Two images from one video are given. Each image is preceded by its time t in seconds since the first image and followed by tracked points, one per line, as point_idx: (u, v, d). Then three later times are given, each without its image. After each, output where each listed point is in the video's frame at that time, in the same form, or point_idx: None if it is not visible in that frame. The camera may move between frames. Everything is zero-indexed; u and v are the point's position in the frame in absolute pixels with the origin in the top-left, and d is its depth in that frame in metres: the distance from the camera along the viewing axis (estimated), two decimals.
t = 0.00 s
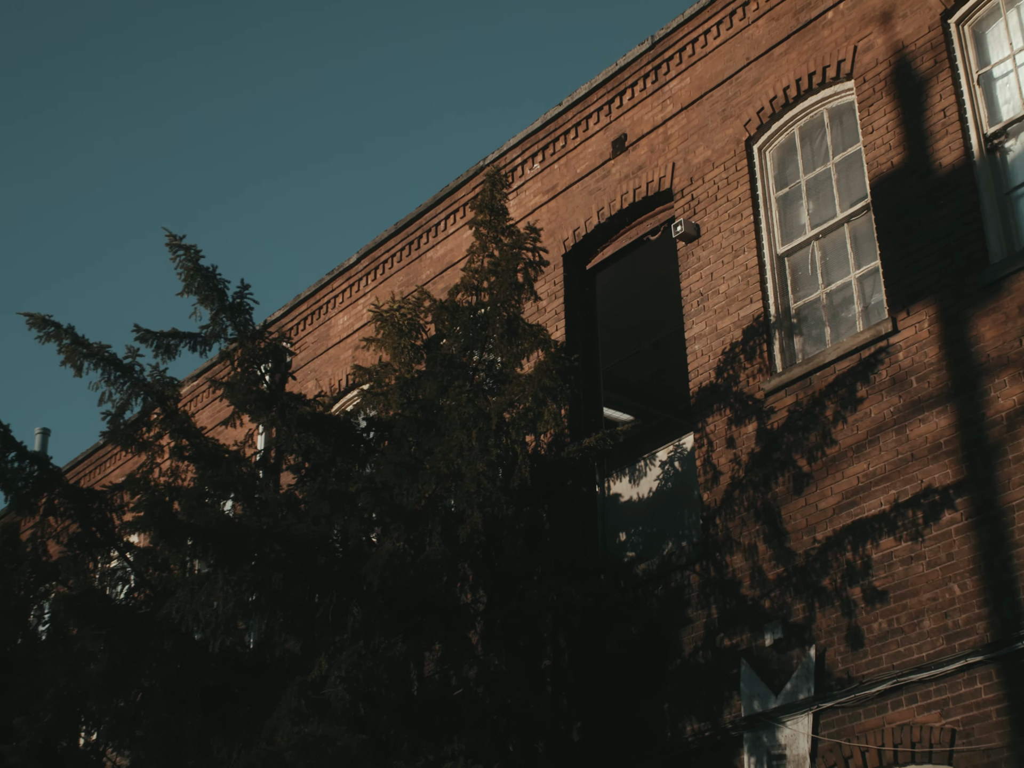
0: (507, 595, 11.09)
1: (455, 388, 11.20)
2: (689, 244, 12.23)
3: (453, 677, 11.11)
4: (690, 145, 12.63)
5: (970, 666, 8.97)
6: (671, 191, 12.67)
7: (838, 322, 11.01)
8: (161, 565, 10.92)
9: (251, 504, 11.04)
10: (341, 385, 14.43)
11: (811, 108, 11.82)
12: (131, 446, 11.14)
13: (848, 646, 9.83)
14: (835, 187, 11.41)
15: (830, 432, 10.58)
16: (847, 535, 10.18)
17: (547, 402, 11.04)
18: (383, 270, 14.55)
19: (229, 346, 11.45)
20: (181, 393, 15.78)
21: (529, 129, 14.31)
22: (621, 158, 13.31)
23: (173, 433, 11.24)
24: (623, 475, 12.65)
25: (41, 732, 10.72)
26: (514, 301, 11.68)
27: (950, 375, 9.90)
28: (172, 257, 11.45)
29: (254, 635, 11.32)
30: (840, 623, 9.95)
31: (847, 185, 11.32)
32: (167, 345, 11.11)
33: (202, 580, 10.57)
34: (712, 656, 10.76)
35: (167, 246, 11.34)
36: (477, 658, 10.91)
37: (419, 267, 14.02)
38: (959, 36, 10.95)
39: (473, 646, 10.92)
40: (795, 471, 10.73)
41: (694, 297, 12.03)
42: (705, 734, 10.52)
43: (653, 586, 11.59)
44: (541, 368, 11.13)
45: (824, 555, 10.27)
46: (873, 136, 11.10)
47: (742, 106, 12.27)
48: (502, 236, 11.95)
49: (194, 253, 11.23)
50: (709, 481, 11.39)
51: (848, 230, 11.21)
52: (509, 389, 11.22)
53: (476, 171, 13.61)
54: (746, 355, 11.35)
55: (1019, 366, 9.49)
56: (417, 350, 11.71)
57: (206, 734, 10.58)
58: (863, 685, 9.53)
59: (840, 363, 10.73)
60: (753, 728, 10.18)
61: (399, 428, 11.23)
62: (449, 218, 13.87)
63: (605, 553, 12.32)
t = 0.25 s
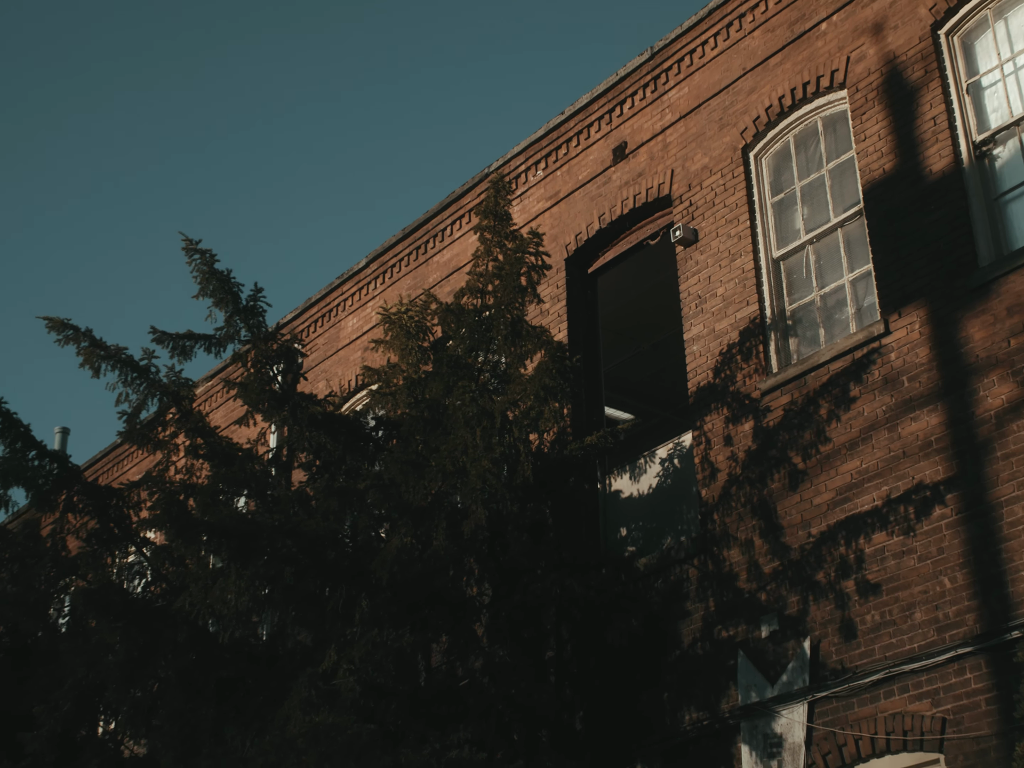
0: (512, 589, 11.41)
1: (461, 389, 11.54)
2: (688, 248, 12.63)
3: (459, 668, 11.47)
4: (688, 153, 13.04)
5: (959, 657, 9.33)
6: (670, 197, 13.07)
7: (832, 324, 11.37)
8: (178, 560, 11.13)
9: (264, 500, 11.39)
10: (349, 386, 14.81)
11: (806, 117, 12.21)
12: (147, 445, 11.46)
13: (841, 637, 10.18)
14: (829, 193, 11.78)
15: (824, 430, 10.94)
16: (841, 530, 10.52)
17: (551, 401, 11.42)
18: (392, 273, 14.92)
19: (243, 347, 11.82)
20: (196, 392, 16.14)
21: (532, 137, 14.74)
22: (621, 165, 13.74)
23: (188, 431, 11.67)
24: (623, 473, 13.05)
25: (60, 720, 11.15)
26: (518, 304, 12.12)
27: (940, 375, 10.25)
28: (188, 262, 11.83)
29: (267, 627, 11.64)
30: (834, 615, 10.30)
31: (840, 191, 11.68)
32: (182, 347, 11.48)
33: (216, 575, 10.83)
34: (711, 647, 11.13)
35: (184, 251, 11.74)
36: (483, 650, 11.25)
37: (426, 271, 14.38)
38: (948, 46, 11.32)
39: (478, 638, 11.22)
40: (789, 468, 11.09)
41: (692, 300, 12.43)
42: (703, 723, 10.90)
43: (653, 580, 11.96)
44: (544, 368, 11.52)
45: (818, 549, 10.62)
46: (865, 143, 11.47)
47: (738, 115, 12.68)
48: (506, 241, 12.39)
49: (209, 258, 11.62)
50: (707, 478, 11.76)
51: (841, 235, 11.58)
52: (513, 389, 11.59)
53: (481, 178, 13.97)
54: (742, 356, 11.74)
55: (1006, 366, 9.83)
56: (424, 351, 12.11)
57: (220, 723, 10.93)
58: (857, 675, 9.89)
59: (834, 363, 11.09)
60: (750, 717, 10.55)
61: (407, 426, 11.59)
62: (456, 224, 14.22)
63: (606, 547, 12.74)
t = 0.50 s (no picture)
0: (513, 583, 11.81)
1: (466, 389, 11.91)
2: (685, 252, 13.03)
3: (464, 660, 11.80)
4: (686, 160, 13.44)
5: (949, 648, 9.65)
6: (668, 202, 13.47)
7: (825, 325, 11.73)
8: (192, 555, 11.38)
9: (275, 497, 11.72)
10: (357, 386, 15.18)
11: (800, 125, 12.62)
12: (162, 444, 11.91)
13: (835, 629, 10.51)
14: (822, 199, 12.14)
15: (817, 428, 11.27)
16: (834, 525, 10.86)
17: (554, 401, 11.80)
18: (399, 276, 15.28)
19: (254, 349, 12.20)
20: (208, 393, 16.53)
21: (535, 145, 15.19)
22: (621, 172, 14.16)
23: (201, 430, 12.04)
24: (622, 469, 13.44)
25: (78, 710, 11.44)
26: (520, 307, 12.51)
27: (930, 375, 10.59)
28: (200, 266, 12.20)
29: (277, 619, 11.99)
30: (827, 608, 10.64)
31: (834, 196, 12.04)
32: (195, 348, 11.84)
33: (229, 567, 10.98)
34: (708, 639, 11.48)
35: (196, 256, 12.10)
36: (488, 642, 11.59)
37: (432, 274, 14.74)
38: (938, 56, 11.69)
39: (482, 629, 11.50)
40: (784, 465, 11.44)
41: (690, 302, 12.81)
42: (701, 712, 11.25)
43: (651, 574, 12.33)
44: (546, 368, 11.91)
45: (812, 544, 10.96)
46: (858, 151, 11.81)
47: (735, 122, 13.07)
48: (509, 246, 12.77)
49: (220, 262, 11.97)
50: (704, 475, 12.13)
51: (834, 239, 11.95)
52: (516, 390, 11.96)
53: (485, 184, 14.32)
54: (738, 356, 12.12)
55: (994, 366, 10.18)
56: (429, 352, 12.48)
57: (232, 712, 11.27)
58: (850, 665, 10.23)
59: (827, 364, 11.43)
60: (746, 706, 10.90)
61: (413, 425, 11.95)
62: (461, 228, 14.57)
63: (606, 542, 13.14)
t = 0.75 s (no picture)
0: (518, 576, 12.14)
1: (472, 389, 12.31)
2: (683, 257, 13.46)
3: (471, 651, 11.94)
4: (684, 166, 13.89)
5: (941, 640, 9.94)
6: (667, 208, 13.90)
7: (820, 327, 12.11)
8: (208, 550, 11.82)
9: (286, 494, 12.05)
10: (365, 387, 15.58)
11: (794, 132, 13.03)
12: (177, 442, 12.25)
13: (829, 621, 10.84)
14: (817, 204, 12.55)
15: (812, 426, 11.63)
16: (828, 520, 11.20)
17: (558, 401, 12.19)
18: (406, 280, 15.65)
19: (265, 350, 12.56)
20: (221, 394, 16.94)
21: (537, 152, 15.68)
22: (621, 178, 14.63)
23: (214, 429, 12.41)
24: (623, 466, 13.86)
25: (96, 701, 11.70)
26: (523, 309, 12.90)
27: (921, 375, 10.91)
28: (212, 271, 12.56)
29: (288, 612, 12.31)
30: (822, 601, 10.97)
31: (827, 202, 12.44)
32: (208, 350, 12.21)
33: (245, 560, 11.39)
34: (707, 631, 11.84)
35: (208, 261, 12.47)
36: (492, 634, 11.75)
37: (438, 278, 15.10)
38: (928, 66, 12.06)
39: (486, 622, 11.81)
40: (780, 462, 11.81)
41: (688, 304, 13.23)
42: (699, 702, 11.60)
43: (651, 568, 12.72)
44: (551, 369, 12.30)
45: (807, 539, 11.30)
46: (851, 157, 12.20)
47: (731, 130, 13.51)
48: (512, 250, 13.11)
49: (231, 267, 12.35)
50: (703, 472, 12.51)
51: (828, 243, 12.34)
52: (521, 390, 12.35)
53: (489, 190, 14.69)
54: (735, 357, 12.51)
55: (984, 366, 10.49)
56: (436, 354, 12.82)
57: (245, 703, 11.57)
58: (844, 657, 10.54)
59: (821, 364, 11.79)
60: (744, 697, 11.24)
61: (420, 424, 12.33)
62: (466, 233, 14.94)
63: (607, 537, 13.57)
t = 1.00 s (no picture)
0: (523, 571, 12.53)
1: (479, 389, 12.71)
2: (681, 260, 13.87)
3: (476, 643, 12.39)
4: (682, 173, 14.31)
5: (931, 631, 10.27)
6: (666, 213, 14.33)
7: (814, 328, 12.49)
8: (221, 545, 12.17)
9: (297, 491, 12.45)
10: (372, 387, 15.97)
11: (790, 139, 13.44)
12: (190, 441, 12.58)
13: (824, 614, 11.20)
14: (811, 209, 12.94)
15: (807, 425, 12.00)
16: (822, 516, 11.57)
17: (562, 400, 12.55)
18: (413, 283, 16.02)
19: (276, 352, 12.95)
20: (234, 394, 17.35)
21: (540, 160, 16.12)
22: (621, 184, 15.05)
23: (227, 428, 12.81)
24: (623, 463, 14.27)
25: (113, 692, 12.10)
26: (527, 311, 13.26)
27: (912, 375, 11.27)
28: (224, 276, 12.94)
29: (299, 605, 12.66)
30: (817, 594, 11.32)
31: (822, 207, 12.84)
32: (220, 352, 12.60)
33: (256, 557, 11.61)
34: (705, 623, 12.22)
35: (220, 266, 12.85)
36: (497, 627, 12.17)
37: (444, 281, 15.48)
38: (920, 75, 12.42)
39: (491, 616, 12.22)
40: (776, 460, 12.18)
41: (686, 306, 13.63)
42: (698, 692, 11.97)
43: (651, 562, 13.12)
44: (556, 369, 12.66)
45: (802, 534, 11.66)
46: (844, 164, 12.57)
47: (728, 138, 13.92)
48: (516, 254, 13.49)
49: (243, 271, 12.73)
50: (701, 469, 12.91)
51: (822, 247, 12.73)
52: (526, 390, 12.71)
53: (493, 196, 15.07)
54: (733, 358, 12.89)
55: (973, 367, 10.84)
56: (442, 355, 13.22)
57: (257, 694, 11.92)
58: (838, 649, 10.89)
59: (816, 364, 12.16)
60: (741, 687, 11.59)
61: (427, 423, 12.72)
62: (471, 237, 15.31)
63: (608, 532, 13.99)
